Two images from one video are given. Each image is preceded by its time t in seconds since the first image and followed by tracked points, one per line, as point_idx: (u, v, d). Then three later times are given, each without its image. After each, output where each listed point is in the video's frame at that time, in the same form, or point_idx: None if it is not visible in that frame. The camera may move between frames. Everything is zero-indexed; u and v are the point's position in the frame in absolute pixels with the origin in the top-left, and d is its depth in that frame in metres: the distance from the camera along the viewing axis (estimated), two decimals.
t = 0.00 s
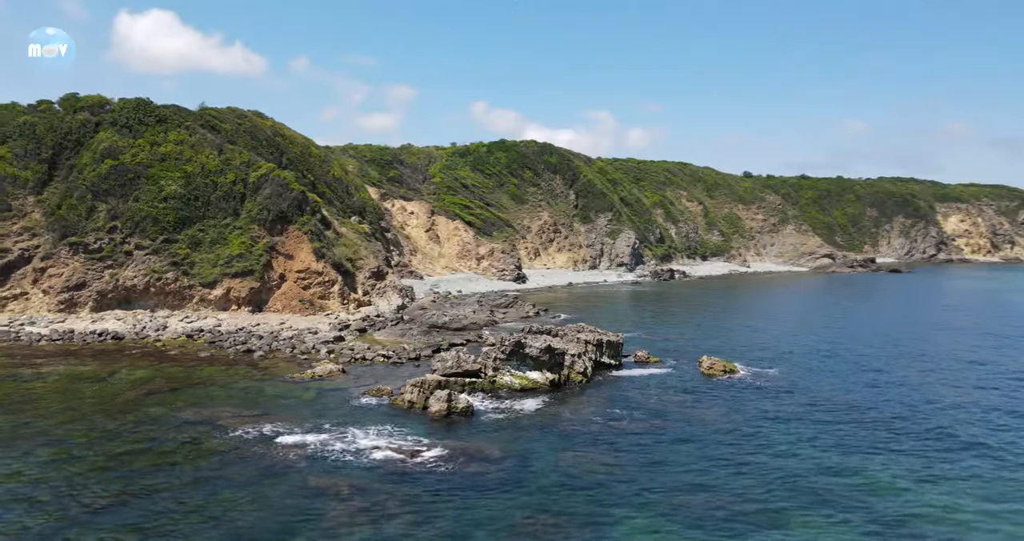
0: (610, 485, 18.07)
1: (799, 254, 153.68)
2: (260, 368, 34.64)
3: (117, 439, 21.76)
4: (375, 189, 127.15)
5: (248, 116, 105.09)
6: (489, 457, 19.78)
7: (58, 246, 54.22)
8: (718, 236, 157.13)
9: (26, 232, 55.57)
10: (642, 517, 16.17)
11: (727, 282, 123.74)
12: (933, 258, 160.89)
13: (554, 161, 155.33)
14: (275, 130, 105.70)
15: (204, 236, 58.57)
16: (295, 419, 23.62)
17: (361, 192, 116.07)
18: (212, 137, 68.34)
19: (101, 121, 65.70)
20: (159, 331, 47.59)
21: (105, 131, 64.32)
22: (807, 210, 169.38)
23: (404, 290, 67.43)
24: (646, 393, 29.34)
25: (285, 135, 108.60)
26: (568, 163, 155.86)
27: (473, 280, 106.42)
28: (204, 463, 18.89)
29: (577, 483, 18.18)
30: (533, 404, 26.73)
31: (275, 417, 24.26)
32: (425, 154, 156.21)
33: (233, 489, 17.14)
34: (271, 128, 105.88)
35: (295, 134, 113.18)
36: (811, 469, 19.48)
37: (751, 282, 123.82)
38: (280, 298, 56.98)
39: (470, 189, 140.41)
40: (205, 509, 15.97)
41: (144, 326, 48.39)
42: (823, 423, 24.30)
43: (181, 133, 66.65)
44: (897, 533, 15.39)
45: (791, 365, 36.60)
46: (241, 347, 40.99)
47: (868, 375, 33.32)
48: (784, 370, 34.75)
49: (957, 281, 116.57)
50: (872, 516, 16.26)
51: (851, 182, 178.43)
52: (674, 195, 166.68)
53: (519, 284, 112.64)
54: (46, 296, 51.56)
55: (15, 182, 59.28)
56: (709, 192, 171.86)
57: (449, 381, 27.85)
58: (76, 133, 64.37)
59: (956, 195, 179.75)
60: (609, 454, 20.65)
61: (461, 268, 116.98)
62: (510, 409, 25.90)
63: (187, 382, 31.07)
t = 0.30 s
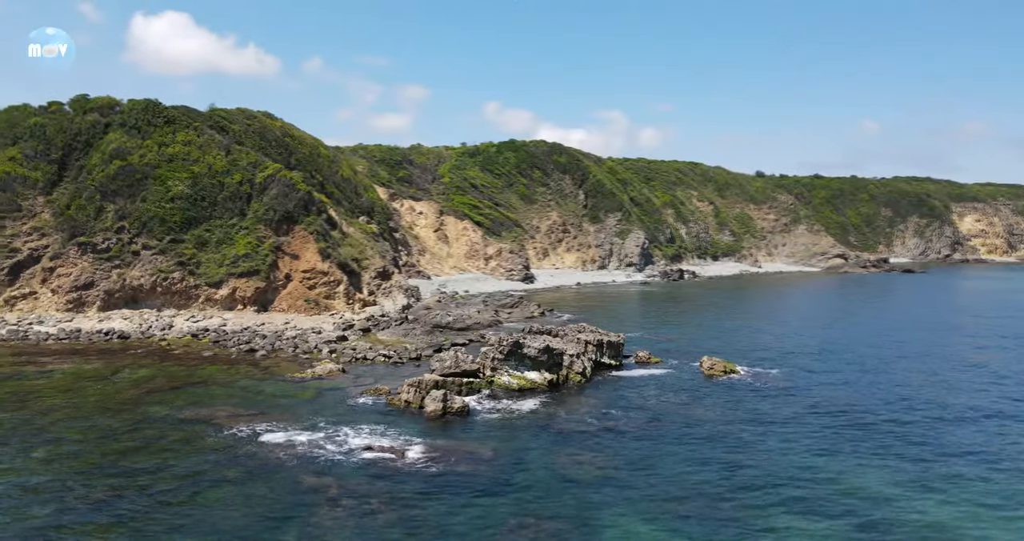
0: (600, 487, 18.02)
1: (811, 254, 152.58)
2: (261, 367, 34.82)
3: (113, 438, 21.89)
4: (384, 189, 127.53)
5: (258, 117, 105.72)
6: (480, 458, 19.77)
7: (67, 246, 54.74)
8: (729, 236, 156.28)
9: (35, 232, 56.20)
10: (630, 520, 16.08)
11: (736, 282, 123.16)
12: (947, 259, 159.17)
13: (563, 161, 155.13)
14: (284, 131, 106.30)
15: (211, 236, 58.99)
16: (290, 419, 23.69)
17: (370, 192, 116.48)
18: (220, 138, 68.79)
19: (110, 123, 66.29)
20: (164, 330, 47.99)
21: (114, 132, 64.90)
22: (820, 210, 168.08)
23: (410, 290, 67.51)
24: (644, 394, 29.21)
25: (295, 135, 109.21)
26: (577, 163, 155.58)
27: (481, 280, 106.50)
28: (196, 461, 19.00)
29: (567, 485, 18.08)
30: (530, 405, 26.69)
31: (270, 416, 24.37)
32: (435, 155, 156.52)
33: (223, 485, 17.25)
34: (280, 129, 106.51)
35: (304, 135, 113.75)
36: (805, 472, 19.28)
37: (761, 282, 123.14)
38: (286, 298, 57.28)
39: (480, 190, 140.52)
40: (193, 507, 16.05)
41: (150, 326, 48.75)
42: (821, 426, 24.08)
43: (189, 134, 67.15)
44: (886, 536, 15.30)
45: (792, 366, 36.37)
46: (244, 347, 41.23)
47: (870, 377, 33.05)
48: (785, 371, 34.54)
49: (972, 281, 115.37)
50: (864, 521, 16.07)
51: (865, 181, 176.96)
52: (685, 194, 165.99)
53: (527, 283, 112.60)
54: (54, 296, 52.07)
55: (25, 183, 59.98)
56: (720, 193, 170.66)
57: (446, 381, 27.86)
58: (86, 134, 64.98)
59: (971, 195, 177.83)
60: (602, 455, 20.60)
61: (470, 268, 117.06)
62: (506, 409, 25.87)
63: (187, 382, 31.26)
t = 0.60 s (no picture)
0: (591, 488, 18.03)
1: (823, 254, 151.42)
2: (264, 367, 35.02)
3: (112, 436, 22.07)
4: (393, 189, 127.90)
5: (268, 117, 106.34)
6: (473, 458, 19.82)
7: (76, 245, 55.29)
8: (739, 236, 155.45)
9: (45, 232, 56.83)
10: (621, 522, 16.01)
11: (746, 282, 122.52)
12: (963, 259, 157.42)
13: (573, 161, 154.94)
14: (293, 131, 106.84)
15: (218, 236, 59.38)
16: (288, 418, 23.80)
17: (379, 192, 116.82)
18: (228, 139, 69.28)
19: (120, 124, 66.92)
20: (170, 329, 48.37)
21: (123, 133, 65.49)
22: (834, 210, 166.86)
23: (416, 290, 67.61)
24: (643, 394, 29.11)
25: (304, 136, 109.76)
26: (587, 162, 155.31)
27: (489, 280, 106.59)
28: (191, 459, 19.14)
29: (559, 486, 18.04)
30: (527, 405, 26.67)
31: (268, 415, 24.52)
32: (444, 155, 156.83)
33: (216, 483, 17.40)
34: (290, 129, 107.07)
35: (314, 136, 114.33)
36: (802, 476, 19.14)
37: (772, 282, 122.45)
38: (292, 297, 57.57)
39: (489, 190, 140.61)
40: (185, 504, 16.17)
41: (157, 325, 49.10)
42: (821, 429, 23.88)
43: (198, 135, 67.66)
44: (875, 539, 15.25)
45: (795, 367, 36.18)
46: (248, 346, 41.48)
47: (874, 379, 32.77)
48: (788, 372, 34.34)
49: (986, 282, 114.10)
50: (857, 526, 15.92)
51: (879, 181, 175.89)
52: (696, 194, 165.31)
53: (535, 284, 112.54)
54: (63, 295, 52.63)
55: (36, 184, 60.71)
56: (731, 192, 170.44)
57: (445, 381, 27.88)
58: (95, 136, 65.61)
59: (987, 194, 175.90)
60: (596, 456, 20.59)
61: (478, 268, 117.11)
62: (503, 409, 25.86)
63: (190, 381, 31.50)
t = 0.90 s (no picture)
0: (581, 489, 17.95)
1: (836, 254, 150.01)
2: (266, 366, 35.19)
3: (109, 434, 22.28)
4: (403, 189, 128.26)
5: (278, 118, 107.00)
6: (465, 458, 19.78)
7: (86, 245, 55.89)
8: (752, 236, 154.41)
9: (56, 232, 57.51)
10: (607, 523, 15.98)
11: (758, 282, 121.78)
12: (980, 259, 155.43)
13: (583, 161, 154.61)
14: (303, 132, 107.39)
15: (226, 237, 59.82)
16: (284, 417, 23.92)
17: (389, 192, 117.12)
18: (236, 140, 69.76)
19: (130, 125, 67.60)
20: (177, 329, 48.75)
21: (133, 135, 66.13)
22: (849, 209, 165.39)
23: (423, 290, 67.72)
24: (642, 395, 28.95)
25: (314, 136, 110.29)
26: (598, 162, 154.90)
27: (498, 280, 106.60)
28: (185, 458, 19.27)
29: (549, 487, 17.99)
30: (524, 405, 26.61)
31: (265, 414, 24.63)
32: (455, 155, 157.04)
33: (207, 482, 17.52)
34: (300, 130, 107.64)
35: (324, 136, 114.88)
36: (795, 478, 19.00)
37: (783, 282, 121.63)
38: (299, 297, 57.85)
39: (499, 190, 140.68)
40: (174, 503, 16.26)
41: (164, 325, 49.48)
42: (818, 431, 23.69)
43: (207, 136, 68.21)
44: None
45: (798, 368, 35.94)
46: (252, 345, 41.72)
47: (877, 380, 32.49)
48: (791, 373, 34.09)
49: (1003, 282, 112.57)
50: (847, 529, 15.79)
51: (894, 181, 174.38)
52: (708, 194, 164.49)
53: (544, 284, 112.41)
54: (73, 294, 53.24)
55: (48, 184, 61.47)
56: (744, 192, 169.65)
57: (443, 381, 27.85)
58: (106, 137, 66.31)
59: (1006, 194, 173.63)
60: (589, 457, 20.50)
61: (487, 268, 117.05)
62: (499, 409, 25.82)
63: (191, 379, 31.75)
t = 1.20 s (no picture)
0: (572, 489, 17.93)
1: (849, 254, 148.71)
2: (268, 365, 35.39)
3: (106, 433, 22.45)
4: (412, 189, 128.49)
5: (287, 119, 107.53)
6: (458, 458, 19.82)
7: (94, 245, 56.41)
8: (763, 236, 153.46)
9: (66, 232, 58.09)
10: (596, 522, 15.95)
11: (768, 283, 121.00)
12: (996, 259, 153.73)
13: (592, 161, 154.29)
14: (312, 133, 107.87)
15: (232, 237, 60.20)
16: (280, 416, 24.02)
17: (397, 193, 117.43)
18: (244, 140, 70.17)
19: (139, 127, 68.21)
20: (183, 328, 49.11)
21: (142, 136, 66.71)
22: (862, 209, 163.89)
23: (429, 290, 67.74)
24: (641, 396, 28.85)
25: (323, 137, 110.76)
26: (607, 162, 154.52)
27: (506, 280, 106.56)
28: (179, 456, 19.41)
29: (539, 487, 17.98)
30: (521, 406, 26.57)
31: (263, 413, 24.77)
32: (464, 155, 157.29)
33: (198, 481, 17.63)
34: (309, 130, 108.13)
35: (333, 137, 115.36)
36: (789, 480, 18.84)
37: (794, 283, 120.79)
38: (305, 297, 58.08)
39: (508, 190, 140.64)
40: (165, 501, 16.40)
41: (170, 324, 49.85)
42: (816, 433, 23.49)
43: (215, 137, 68.65)
44: None
45: (801, 369, 35.64)
46: (255, 345, 41.97)
47: (881, 382, 32.15)
48: (792, 374, 33.88)
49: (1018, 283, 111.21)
50: (838, 532, 15.59)
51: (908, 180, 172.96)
52: (718, 194, 163.72)
53: (552, 284, 112.30)
54: (81, 294, 53.80)
55: (57, 185, 62.11)
56: (755, 191, 168.77)
57: (441, 381, 27.87)
58: (115, 138, 66.91)
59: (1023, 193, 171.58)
60: (583, 457, 20.47)
61: (495, 268, 116.96)
62: (496, 410, 25.82)
63: (193, 378, 31.99)
